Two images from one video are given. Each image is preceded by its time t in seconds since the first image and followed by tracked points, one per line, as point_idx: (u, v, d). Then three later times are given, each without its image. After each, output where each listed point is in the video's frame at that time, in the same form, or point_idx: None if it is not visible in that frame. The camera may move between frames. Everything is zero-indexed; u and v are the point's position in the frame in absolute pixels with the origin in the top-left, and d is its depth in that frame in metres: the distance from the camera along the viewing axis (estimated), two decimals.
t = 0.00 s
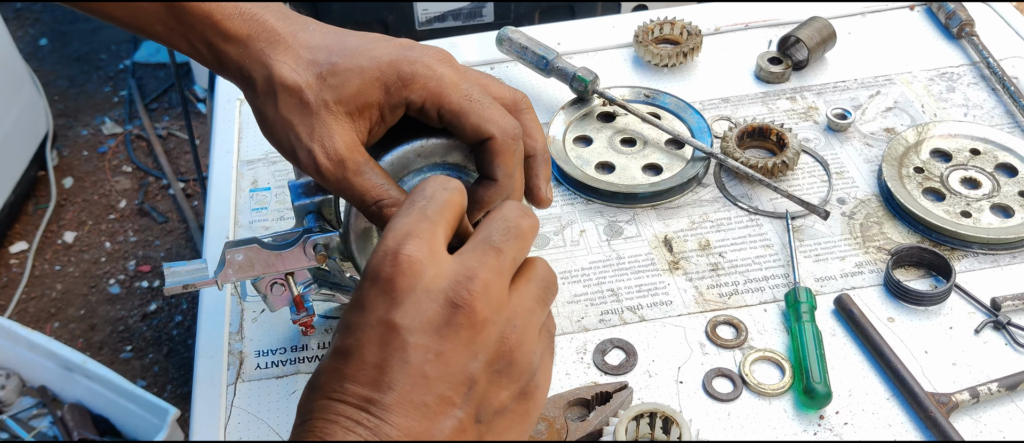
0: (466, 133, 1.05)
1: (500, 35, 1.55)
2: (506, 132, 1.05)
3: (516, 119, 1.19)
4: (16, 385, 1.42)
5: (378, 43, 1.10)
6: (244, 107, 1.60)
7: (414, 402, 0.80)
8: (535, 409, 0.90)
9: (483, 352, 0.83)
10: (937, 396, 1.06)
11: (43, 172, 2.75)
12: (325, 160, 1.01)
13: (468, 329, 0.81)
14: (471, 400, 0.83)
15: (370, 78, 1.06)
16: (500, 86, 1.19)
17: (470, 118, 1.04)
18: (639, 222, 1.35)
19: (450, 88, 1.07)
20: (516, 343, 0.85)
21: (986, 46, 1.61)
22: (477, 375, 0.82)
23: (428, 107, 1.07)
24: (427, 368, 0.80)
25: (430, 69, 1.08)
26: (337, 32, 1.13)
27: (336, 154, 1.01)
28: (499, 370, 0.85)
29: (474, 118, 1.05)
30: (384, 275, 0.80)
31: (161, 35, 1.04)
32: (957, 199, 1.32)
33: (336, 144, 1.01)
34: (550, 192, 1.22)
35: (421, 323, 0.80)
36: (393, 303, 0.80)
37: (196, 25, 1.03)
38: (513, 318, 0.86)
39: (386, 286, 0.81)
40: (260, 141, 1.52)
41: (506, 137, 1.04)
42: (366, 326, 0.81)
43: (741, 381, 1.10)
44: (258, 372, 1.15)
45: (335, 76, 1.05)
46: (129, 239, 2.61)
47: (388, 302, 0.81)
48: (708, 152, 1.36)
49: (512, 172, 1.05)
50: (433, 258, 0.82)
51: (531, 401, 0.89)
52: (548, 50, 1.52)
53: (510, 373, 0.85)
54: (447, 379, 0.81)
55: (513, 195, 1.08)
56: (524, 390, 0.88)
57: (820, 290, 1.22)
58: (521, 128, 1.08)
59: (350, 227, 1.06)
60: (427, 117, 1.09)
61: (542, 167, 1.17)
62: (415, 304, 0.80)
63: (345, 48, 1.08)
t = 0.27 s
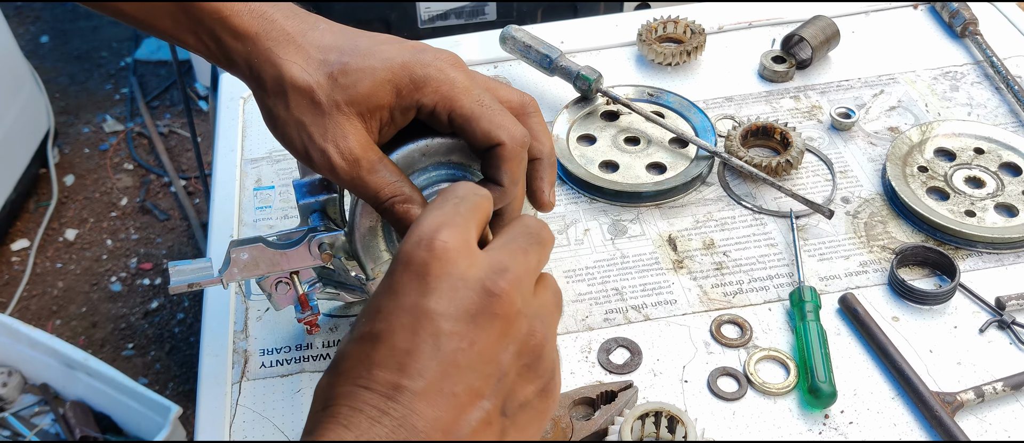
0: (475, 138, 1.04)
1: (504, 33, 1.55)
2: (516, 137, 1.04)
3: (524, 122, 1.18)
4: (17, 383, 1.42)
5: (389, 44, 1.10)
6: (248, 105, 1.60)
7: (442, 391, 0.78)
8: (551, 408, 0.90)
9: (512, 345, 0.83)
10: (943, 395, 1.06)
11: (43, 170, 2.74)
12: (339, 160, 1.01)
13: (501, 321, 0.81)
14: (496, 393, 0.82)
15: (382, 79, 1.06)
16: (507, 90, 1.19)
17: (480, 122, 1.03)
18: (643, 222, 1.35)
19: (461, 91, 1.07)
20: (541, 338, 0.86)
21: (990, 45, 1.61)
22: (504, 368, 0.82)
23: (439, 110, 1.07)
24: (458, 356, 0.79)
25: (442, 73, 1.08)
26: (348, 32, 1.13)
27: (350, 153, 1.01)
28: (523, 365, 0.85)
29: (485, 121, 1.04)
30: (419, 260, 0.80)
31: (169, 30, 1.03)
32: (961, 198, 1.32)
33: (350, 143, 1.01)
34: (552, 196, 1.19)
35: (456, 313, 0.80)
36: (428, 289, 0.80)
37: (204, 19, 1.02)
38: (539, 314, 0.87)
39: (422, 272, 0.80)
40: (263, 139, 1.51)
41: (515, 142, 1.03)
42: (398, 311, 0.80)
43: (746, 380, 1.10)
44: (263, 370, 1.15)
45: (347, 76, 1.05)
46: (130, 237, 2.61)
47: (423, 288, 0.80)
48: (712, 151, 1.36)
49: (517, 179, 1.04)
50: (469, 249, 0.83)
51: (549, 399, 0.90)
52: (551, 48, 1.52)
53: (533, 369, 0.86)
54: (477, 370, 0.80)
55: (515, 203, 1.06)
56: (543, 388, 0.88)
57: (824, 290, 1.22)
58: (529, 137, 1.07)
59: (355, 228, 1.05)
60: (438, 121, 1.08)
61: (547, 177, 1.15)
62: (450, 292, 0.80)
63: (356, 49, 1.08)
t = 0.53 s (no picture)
0: (482, 132, 1.03)
1: (508, 28, 1.54)
2: (522, 132, 1.03)
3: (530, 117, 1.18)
4: (19, 380, 1.42)
5: (396, 38, 1.10)
6: (251, 101, 1.59)
7: (445, 393, 0.78)
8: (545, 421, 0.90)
9: (519, 355, 0.83)
10: (950, 391, 1.05)
11: (45, 166, 2.74)
12: (346, 154, 1.00)
13: (511, 330, 0.81)
14: (497, 401, 0.82)
15: (389, 72, 1.05)
16: (514, 84, 1.19)
17: (488, 116, 1.03)
18: (648, 217, 1.34)
19: (469, 85, 1.06)
20: (546, 352, 0.86)
21: (996, 41, 1.60)
22: (508, 377, 0.82)
23: (447, 104, 1.06)
24: (466, 361, 0.79)
25: (449, 66, 1.07)
26: (354, 26, 1.13)
27: (358, 147, 1.00)
28: (524, 376, 0.85)
29: (493, 114, 1.03)
30: (438, 259, 0.80)
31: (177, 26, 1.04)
32: (967, 194, 1.31)
33: (357, 136, 1.01)
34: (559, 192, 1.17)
35: (469, 317, 0.79)
36: (444, 290, 0.80)
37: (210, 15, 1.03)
38: (548, 328, 0.87)
39: (439, 271, 0.80)
40: (267, 135, 1.51)
41: (521, 137, 1.02)
42: (411, 308, 0.80)
43: (752, 376, 1.10)
44: (268, 366, 1.14)
45: (354, 70, 1.04)
46: (132, 233, 2.60)
47: (439, 287, 0.80)
48: (718, 146, 1.36)
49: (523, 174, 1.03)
50: (489, 256, 0.83)
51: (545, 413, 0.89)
52: (556, 44, 1.51)
53: (534, 381, 0.86)
54: (482, 377, 0.80)
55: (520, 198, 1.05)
56: (541, 401, 0.88)
57: (830, 286, 1.22)
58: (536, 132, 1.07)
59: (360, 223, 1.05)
60: (445, 116, 1.08)
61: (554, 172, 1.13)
62: (466, 296, 0.80)
63: (363, 43, 1.08)
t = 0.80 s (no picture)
0: (481, 130, 1.03)
1: (506, 27, 1.54)
2: (520, 130, 1.02)
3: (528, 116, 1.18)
4: (18, 378, 1.42)
5: (394, 37, 1.10)
6: (249, 100, 1.59)
7: (445, 391, 0.78)
8: (547, 415, 0.91)
9: (519, 352, 0.83)
10: (947, 390, 1.05)
11: (43, 165, 2.74)
12: (343, 152, 1.00)
13: (512, 328, 0.81)
14: (499, 398, 0.82)
15: (387, 72, 1.05)
16: (512, 83, 1.19)
17: (486, 115, 1.02)
18: (646, 216, 1.34)
19: (467, 84, 1.06)
20: (548, 349, 0.86)
21: (994, 38, 1.60)
22: (509, 374, 0.82)
23: (444, 103, 1.06)
24: (466, 359, 0.79)
25: (447, 65, 1.07)
26: (351, 25, 1.13)
27: (355, 145, 1.00)
28: (526, 373, 0.85)
29: (492, 114, 1.03)
30: (437, 258, 0.80)
31: (175, 23, 1.05)
32: (965, 192, 1.31)
33: (354, 135, 1.00)
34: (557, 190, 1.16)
35: (469, 315, 0.79)
36: (443, 288, 0.79)
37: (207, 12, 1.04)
38: (549, 325, 0.87)
39: (438, 269, 0.80)
40: (264, 134, 1.51)
41: (520, 135, 1.02)
42: (411, 306, 0.80)
43: (750, 374, 1.10)
44: (265, 365, 1.14)
45: (352, 69, 1.04)
46: (130, 232, 2.60)
47: (439, 285, 0.80)
48: (715, 144, 1.35)
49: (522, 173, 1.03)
50: (489, 253, 0.82)
51: (546, 407, 0.90)
52: (554, 42, 1.51)
53: (535, 378, 0.86)
54: (482, 374, 0.80)
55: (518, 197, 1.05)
56: (542, 397, 0.89)
57: (828, 284, 1.22)
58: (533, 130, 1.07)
59: (357, 221, 1.05)
60: (443, 115, 1.07)
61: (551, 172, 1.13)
62: (466, 293, 0.80)
63: (360, 43, 1.08)
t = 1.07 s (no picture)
0: (479, 125, 1.03)
1: (508, 25, 1.53)
2: (517, 125, 1.02)
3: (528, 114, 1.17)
4: (18, 377, 1.41)
5: (392, 32, 1.09)
6: (250, 98, 1.59)
7: (453, 373, 0.77)
8: (548, 401, 0.91)
9: (526, 336, 0.83)
10: (951, 389, 1.05)
11: (44, 163, 2.73)
12: (344, 150, 1.00)
13: (519, 312, 0.81)
14: (505, 382, 0.82)
15: (385, 68, 1.04)
16: (512, 79, 1.18)
17: (480, 110, 1.02)
18: (648, 214, 1.34)
19: (464, 78, 1.06)
20: (553, 334, 0.87)
21: (996, 37, 1.60)
22: (515, 358, 0.82)
23: (443, 97, 1.06)
24: (475, 341, 0.78)
25: (444, 59, 1.07)
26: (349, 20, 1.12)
27: (356, 143, 1.00)
28: (531, 358, 0.85)
29: (485, 109, 1.02)
30: (446, 240, 0.80)
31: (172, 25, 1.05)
32: (968, 191, 1.31)
33: (355, 133, 1.00)
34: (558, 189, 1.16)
35: (478, 297, 0.79)
36: (452, 269, 0.79)
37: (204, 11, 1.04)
38: (553, 309, 0.87)
39: (447, 252, 0.80)
40: (266, 132, 1.51)
41: (516, 130, 1.02)
42: (420, 288, 0.79)
43: (753, 373, 1.09)
44: (268, 364, 1.14)
45: (350, 66, 1.04)
46: (131, 231, 2.60)
47: (448, 267, 0.79)
48: (718, 143, 1.35)
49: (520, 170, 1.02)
50: (497, 237, 0.83)
51: (548, 393, 0.90)
52: (556, 40, 1.50)
53: (539, 363, 0.87)
54: (490, 357, 0.79)
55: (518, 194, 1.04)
56: (545, 382, 0.89)
57: (831, 283, 1.22)
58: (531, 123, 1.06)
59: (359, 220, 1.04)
60: (442, 111, 1.07)
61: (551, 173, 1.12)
62: (474, 277, 0.79)
63: (358, 38, 1.07)
